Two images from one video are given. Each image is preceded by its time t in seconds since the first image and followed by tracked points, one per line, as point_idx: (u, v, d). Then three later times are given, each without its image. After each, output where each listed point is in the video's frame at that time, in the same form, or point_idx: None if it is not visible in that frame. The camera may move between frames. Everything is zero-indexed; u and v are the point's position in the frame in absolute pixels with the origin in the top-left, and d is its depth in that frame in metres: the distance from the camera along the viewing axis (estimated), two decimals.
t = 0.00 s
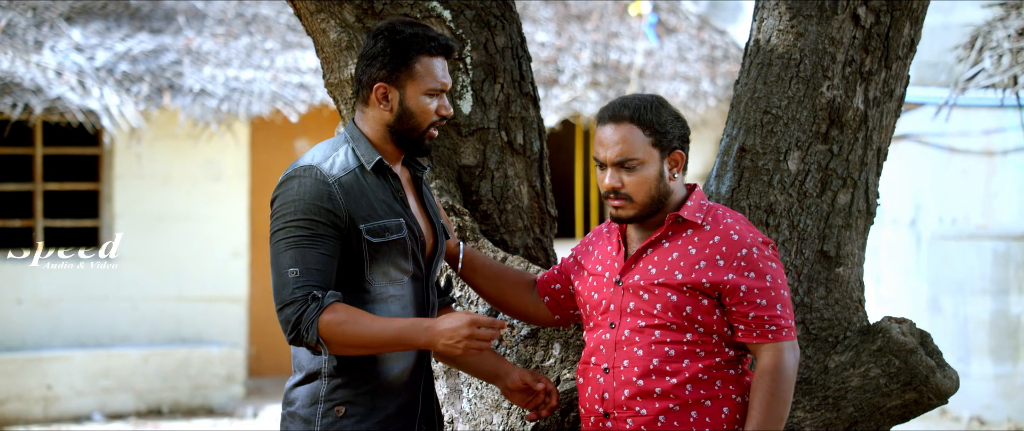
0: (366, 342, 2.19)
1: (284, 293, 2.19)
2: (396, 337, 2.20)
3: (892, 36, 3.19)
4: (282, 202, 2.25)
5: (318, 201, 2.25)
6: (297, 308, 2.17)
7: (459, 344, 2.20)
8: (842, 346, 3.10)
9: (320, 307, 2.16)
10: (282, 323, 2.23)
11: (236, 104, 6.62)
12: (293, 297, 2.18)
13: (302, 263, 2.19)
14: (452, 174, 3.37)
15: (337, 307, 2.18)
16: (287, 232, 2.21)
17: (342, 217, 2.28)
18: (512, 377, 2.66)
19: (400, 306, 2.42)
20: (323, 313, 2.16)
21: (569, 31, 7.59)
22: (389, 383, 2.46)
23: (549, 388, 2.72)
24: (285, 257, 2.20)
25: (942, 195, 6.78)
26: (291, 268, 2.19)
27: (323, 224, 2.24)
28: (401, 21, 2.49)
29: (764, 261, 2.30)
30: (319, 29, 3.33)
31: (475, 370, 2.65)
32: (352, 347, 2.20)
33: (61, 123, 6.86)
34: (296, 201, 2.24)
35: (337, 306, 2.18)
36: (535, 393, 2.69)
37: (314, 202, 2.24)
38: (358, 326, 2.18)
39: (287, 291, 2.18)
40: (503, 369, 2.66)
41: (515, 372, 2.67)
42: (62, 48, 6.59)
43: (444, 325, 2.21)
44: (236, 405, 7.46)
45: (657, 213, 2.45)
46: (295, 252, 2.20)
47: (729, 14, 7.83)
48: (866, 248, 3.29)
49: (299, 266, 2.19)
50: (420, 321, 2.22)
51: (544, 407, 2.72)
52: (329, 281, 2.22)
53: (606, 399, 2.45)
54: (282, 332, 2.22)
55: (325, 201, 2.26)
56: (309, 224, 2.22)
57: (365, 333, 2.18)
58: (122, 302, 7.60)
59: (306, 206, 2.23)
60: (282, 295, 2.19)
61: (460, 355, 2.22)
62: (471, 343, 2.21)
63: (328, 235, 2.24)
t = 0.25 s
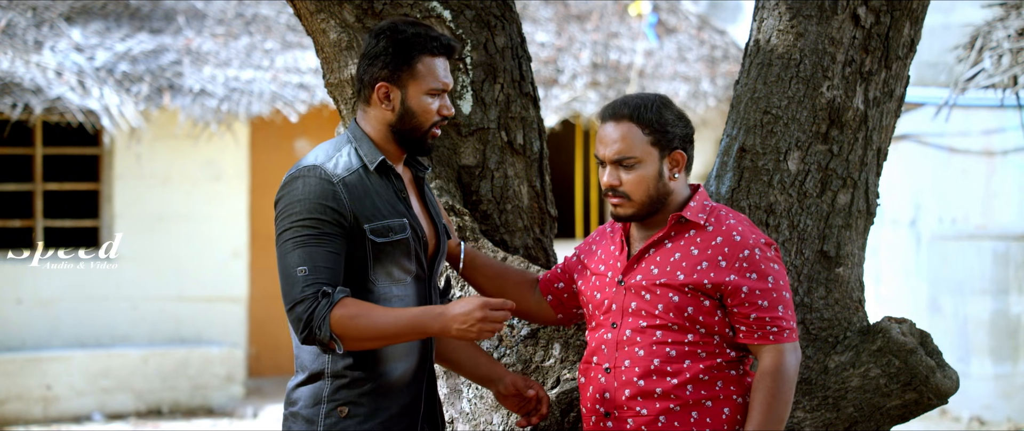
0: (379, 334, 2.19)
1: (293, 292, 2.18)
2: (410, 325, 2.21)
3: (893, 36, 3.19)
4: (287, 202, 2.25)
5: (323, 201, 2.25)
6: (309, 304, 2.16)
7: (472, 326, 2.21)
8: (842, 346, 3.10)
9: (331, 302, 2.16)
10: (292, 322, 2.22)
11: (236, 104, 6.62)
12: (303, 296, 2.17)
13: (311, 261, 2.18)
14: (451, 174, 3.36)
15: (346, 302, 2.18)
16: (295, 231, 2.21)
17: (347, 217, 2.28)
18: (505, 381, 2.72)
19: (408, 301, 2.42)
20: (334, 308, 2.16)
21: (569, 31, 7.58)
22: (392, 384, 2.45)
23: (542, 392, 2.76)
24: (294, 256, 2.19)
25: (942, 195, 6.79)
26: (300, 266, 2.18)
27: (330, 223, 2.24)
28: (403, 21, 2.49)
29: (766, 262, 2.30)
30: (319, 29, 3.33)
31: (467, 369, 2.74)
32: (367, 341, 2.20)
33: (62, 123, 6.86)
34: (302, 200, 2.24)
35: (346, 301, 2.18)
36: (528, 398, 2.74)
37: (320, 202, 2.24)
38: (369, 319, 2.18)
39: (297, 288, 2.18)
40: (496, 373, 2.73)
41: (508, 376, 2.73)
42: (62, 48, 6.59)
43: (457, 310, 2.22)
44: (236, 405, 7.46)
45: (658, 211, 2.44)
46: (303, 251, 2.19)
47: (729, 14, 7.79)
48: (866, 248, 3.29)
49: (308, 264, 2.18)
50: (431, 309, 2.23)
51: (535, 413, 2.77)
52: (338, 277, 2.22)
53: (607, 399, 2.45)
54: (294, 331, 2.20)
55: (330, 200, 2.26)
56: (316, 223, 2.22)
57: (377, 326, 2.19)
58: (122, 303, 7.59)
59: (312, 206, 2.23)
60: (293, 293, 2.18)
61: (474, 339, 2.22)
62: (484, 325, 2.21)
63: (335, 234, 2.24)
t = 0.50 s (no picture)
0: (387, 326, 2.18)
1: (298, 291, 2.18)
2: (417, 314, 2.19)
3: (890, 37, 3.20)
4: (290, 202, 2.25)
5: (325, 201, 2.25)
6: (314, 302, 2.16)
7: (479, 312, 2.19)
8: (840, 347, 3.11)
9: (337, 299, 2.16)
10: (298, 321, 2.21)
11: (234, 105, 6.62)
12: (309, 294, 2.16)
13: (315, 260, 2.18)
14: (450, 175, 3.37)
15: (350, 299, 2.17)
16: (299, 231, 2.21)
17: (349, 217, 2.29)
18: (497, 385, 2.70)
19: (411, 297, 2.40)
20: (340, 304, 2.16)
21: (567, 32, 7.58)
22: (394, 385, 2.45)
23: (535, 400, 2.73)
24: (298, 256, 2.19)
25: (941, 196, 6.80)
26: (305, 265, 2.18)
27: (333, 223, 2.24)
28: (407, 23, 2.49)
29: (764, 264, 2.30)
30: (316, 29, 3.33)
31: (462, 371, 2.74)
32: (374, 335, 2.20)
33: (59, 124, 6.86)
34: (304, 201, 2.24)
35: (352, 296, 2.18)
36: (519, 404, 2.71)
37: (323, 201, 2.24)
38: (374, 313, 2.17)
39: (303, 287, 2.17)
40: (490, 376, 2.72)
41: (501, 380, 2.71)
42: (60, 48, 6.58)
43: (464, 296, 2.19)
44: (234, 406, 7.45)
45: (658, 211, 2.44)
46: (307, 250, 2.19)
47: (727, 14, 7.77)
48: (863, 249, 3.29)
49: (313, 263, 2.18)
50: (438, 297, 2.21)
51: (527, 418, 2.74)
52: (343, 275, 2.22)
53: (604, 399, 2.45)
54: (301, 330, 2.20)
55: (333, 200, 2.26)
56: (319, 223, 2.22)
57: (383, 319, 2.18)
58: (120, 303, 7.58)
59: (315, 206, 2.23)
60: (299, 292, 2.18)
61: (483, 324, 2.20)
62: (491, 310, 2.20)
63: (339, 233, 2.24)
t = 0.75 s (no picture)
0: (393, 324, 2.18)
1: (304, 292, 2.17)
2: (423, 312, 2.19)
3: (889, 39, 3.20)
4: (294, 204, 2.25)
5: (330, 203, 2.25)
6: (319, 303, 2.15)
7: (487, 308, 2.21)
8: (839, 349, 3.12)
9: (342, 299, 2.15)
10: (304, 322, 2.21)
11: (233, 108, 6.58)
12: (315, 295, 2.15)
13: (321, 261, 2.17)
14: (448, 178, 3.37)
15: (356, 299, 2.16)
16: (303, 234, 2.20)
17: (353, 220, 2.29)
18: (492, 390, 2.73)
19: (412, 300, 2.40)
20: (346, 304, 2.15)
21: (566, 34, 7.58)
22: (395, 388, 2.45)
23: (529, 406, 2.75)
24: (303, 257, 2.18)
25: (940, 198, 6.79)
26: (310, 267, 2.17)
27: (337, 225, 2.23)
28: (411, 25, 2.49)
29: (764, 266, 2.29)
30: (315, 32, 3.33)
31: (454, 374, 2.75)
32: (379, 334, 2.19)
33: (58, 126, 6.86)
34: (308, 204, 2.24)
35: (358, 297, 2.17)
36: (513, 410, 2.73)
37: (327, 204, 2.24)
38: (381, 311, 2.16)
39: (308, 288, 2.16)
40: (485, 381, 2.75)
41: (497, 385, 2.74)
42: (59, 51, 6.58)
43: (470, 293, 2.20)
44: (233, 408, 7.45)
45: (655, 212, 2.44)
46: (312, 252, 2.18)
47: (726, 17, 7.94)
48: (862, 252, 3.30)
49: (318, 264, 2.17)
50: (442, 294, 2.21)
51: (521, 424, 2.76)
52: (348, 275, 2.21)
53: (603, 401, 2.45)
54: (308, 331, 2.19)
55: (337, 203, 2.26)
56: (324, 225, 2.21)
57: (388, 317, 2.17)
58: (118, 306, 7.57)
59: (319, 208, 2.23)
60: (304, 294, 2.17)
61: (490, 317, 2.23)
62: (499, 305, 2.23)
63: (343, 235, 2.24)
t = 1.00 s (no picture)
0: (400, 330, 2.18)
1: (310, 298, 2.17)
2: (430, 318, 2.18)
3: (889, 43, 3.20)
4: (300, 208, 2.25)
5: (336, 208, 2.24)
6: (326, 308, 2.15)
7: (494, 315, 2.21)
8: (839, 353, 3.12)
9: (349, 305, 2.15)
10: (309, 327, 2.20)
11: (232, 112, 6.59)
12: (321, 300, 2.16)
13: (326, 267, 2.17)
14: (448, 182, 3.37)
15: (364, 305, 2.16)
16: (309, 238, 2.20)
17: (359, 225, 2.29)
18: (505, 388, 2.71)
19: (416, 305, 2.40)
20: (354, 310, 2.15)
21: (565, 38, 7.59)
22: (399, 393, 2.45)
23: (542, 401, 2.77)
24: (309, 262, 2.18)
25: (940, 201, 6.79)
26: (316, 272, 2.17)
27: (343, 230, 2.23)
28: (418, 31, 2.49)
29: (764, 269, 2.29)
30: (315, 36, 3.34)
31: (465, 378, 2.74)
32: (387, 340, 2.19)
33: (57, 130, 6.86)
34: (314, 208, 2.23)
35: (364, 302, 2.18)
36: (527, 406, 2.74)
37: (333, 208, 2.24)
38: (388, 317, 2.17)
39: (315, 294, 2.16)
40: (496, 380, 2.72)
41: (507, 383, 2.73)
42: (58, 55, 6.57)
43: (478, 298, 2.21)
44: (232, 413, 7.44)
45: (638, 212, 2.47)
46: (318, 257, 2.18)
47: (724, 21, 7.93)
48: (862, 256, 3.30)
49: (324, 269, 2.17)
50: (450, 300, 2.21)
51: (535, 420, 2.78)
52: (354, 280, 2.21)
53: (602, 404, 2.45)
54: (314, 337, 2.19)
55: (343, 207, 2.26)
56: (330, 230, 2.21)
57: (396, 322, 2.17)
58: (117, 310, 7.56)
59: (325, 213, 2.23)
60: (311, 299, 2.17)
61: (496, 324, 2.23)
62: (505, 312, 2.23)
63: (349, 240, 2.24)
